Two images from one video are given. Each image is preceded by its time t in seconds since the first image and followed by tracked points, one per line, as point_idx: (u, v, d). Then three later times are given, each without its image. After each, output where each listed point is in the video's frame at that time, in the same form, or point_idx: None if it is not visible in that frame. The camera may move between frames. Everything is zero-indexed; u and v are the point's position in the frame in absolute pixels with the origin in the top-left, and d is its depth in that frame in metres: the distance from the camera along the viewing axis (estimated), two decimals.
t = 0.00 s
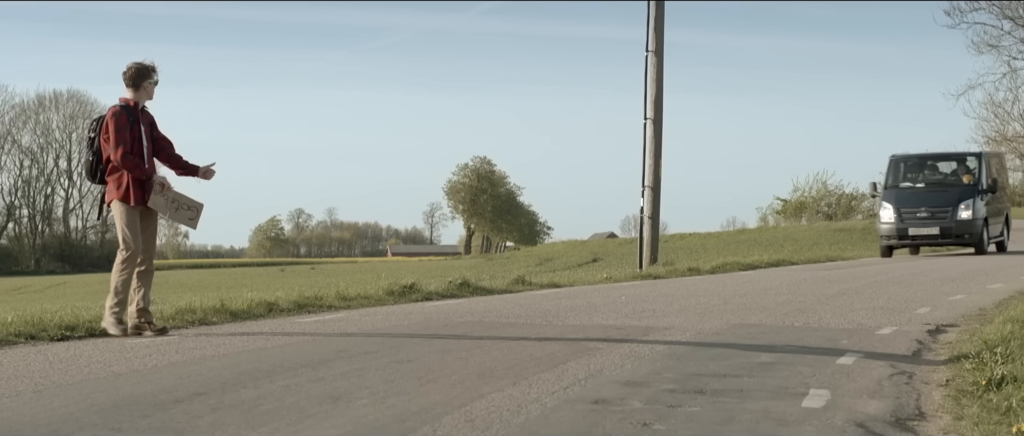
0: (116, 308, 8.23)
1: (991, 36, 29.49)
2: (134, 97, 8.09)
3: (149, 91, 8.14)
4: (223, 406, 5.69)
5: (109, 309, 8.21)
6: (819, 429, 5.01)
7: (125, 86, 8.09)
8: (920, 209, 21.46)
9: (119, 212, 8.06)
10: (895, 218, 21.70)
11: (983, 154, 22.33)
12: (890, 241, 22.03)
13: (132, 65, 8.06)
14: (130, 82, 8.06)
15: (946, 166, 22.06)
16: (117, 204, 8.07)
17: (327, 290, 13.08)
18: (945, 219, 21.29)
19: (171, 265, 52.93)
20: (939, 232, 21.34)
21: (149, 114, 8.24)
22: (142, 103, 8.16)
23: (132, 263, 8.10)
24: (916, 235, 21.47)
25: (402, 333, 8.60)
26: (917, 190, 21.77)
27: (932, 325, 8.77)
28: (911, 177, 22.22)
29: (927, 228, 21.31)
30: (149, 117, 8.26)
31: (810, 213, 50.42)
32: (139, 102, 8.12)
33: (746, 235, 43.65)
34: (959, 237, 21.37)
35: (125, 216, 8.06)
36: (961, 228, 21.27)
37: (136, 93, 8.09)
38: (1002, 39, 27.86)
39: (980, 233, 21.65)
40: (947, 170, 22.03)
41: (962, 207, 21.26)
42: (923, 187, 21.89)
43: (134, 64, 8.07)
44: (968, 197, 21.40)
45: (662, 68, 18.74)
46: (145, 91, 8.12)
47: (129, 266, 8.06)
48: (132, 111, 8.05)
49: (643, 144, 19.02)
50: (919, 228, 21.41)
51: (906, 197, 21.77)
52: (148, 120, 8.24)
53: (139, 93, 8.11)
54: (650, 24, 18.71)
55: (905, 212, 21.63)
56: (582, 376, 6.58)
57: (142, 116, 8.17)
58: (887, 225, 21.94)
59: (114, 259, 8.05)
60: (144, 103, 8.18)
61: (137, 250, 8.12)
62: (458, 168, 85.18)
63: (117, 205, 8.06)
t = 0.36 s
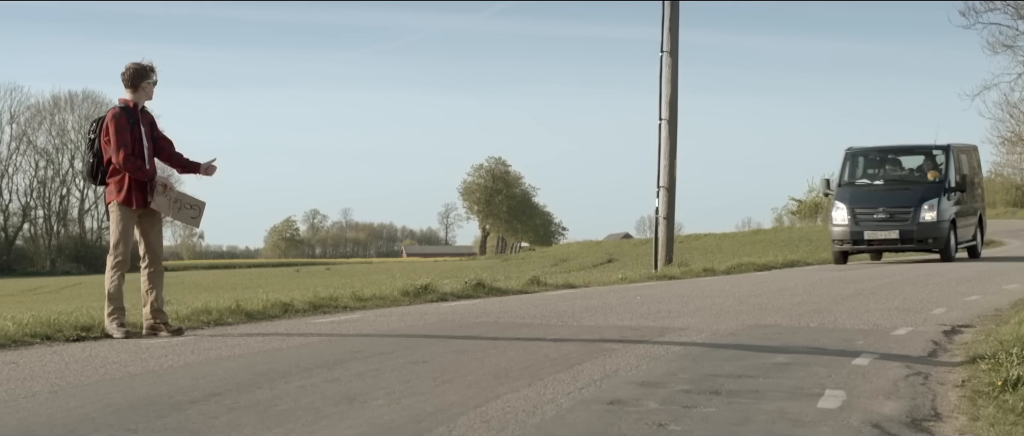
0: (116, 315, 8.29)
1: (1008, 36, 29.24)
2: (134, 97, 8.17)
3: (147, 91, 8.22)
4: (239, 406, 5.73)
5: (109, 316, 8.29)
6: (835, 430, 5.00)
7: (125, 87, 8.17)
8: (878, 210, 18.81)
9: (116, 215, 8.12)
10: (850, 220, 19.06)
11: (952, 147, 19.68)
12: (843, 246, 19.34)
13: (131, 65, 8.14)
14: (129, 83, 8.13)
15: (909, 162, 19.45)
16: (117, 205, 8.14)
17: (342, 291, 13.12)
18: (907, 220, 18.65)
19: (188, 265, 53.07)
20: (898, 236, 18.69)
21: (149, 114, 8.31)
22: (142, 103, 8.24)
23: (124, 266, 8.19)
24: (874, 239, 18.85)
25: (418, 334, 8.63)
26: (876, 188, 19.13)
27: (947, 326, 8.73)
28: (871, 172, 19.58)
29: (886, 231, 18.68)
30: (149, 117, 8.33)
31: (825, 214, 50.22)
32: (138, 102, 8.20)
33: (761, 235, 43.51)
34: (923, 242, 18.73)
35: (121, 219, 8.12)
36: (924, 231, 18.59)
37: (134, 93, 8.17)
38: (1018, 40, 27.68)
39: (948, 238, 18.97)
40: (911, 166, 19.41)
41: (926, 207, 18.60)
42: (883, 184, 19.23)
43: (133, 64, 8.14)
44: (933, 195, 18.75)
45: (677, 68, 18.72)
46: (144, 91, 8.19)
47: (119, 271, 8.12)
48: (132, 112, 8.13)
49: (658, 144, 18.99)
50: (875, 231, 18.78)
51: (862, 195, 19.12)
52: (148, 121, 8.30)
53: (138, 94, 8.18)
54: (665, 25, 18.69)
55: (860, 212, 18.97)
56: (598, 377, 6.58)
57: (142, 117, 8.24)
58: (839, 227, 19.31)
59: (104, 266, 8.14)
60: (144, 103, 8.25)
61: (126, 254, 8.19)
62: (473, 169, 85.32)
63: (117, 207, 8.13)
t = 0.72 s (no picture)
0: (146, 315, 8.43)
1: None
2: (153, 99, 8.27)
3: (167, 92, 8.32)
4: (271, 407, 5.81)
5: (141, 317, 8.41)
6: (866, 431, 4.98)
7: (144, 88, 8.27)
8: (833, 210, 16.14)
9: (137, 218, 8.27)
10: (801, 222, 16.38)
11: (922, 136, 17.05)
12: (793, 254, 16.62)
13: (151, 67, 8.24)
14: (149, 84, 8.24)
15: (873, 155, 16.79)
16: (137, 207, 8.28)
17: (374, 291, 13.22)
18: (867, 223, 15.99)
19: (220, 266, 53.58)
20: (857, 241, 16.03)
21: (168, 115, 8.42)
22: (161, 104, 8.35)
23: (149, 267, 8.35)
24: (828, 244, 16.15)
25: (449, 334, 8.68)
26: (831, 185, 16.48)
27: (980, 326, 8.65)
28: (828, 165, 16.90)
29: (841, 235, 16.03)
30: (169, 118, 8.44)
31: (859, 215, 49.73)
32: (157, 104, 8.29)
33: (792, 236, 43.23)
34: (887, 248, 16.05)
35: (143, 220, 8.27)
36: (887, 236, 15.88)
37: (154, 95, 8.28)
38: None
39: (916, 242, 16.31)
40: (875, 160, 16.75)
41: (889, 206, 15.96)
42: (841, 180, 16.59)
43: (152, 66, 8.24)
44: (898, 193, 16.08)
45: (708, 68, 18.65)
46: (163, 93, 8.30)
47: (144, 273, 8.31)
48: (152, 113, 8.24)
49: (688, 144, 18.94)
50: (829, 235, 16.11)
51: (814, 194, 16.46)
52: (167, 121, 8.41)
53: (158, 95, 8.29)
54: (695, 25, 18.65)
55: (811, 213, 16.31)
56: (629, 378, 6.60)
57: (161, 118, 8.35)
58: (788, 231, 16.58)
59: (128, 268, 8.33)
60: (163, 104, 8.35)
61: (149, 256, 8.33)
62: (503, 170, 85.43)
63: (137, 209, 8.27)
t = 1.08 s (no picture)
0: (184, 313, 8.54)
1: None
2: (196, 100, 8.45)
3: (210, 95, 8.52)
4: (319, 409, 5.91)
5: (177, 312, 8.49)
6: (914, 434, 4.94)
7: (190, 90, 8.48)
8: (784, 212, 13.75)
9: (177, 217, 8.41)
10: (745, 225, 13.94)
11: (891, 125, 14.74)
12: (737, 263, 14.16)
13: (195, 70, 8.48)
14: (194, 87, 8.46)
15: (834, 146, 14.44)
16: (175, 207, 8.39)
17: (421, 293, 13.33)
18: (823, 227, 13.61)
19: (268, 268, 54.28)
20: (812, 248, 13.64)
21: (212, 119, 8.58)
22: (205, 107, 8.53)
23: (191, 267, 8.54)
24: (777, 252, 13.75)
25: (495, 336, 8.75)
26: (782, 181, 14.12)
27: None
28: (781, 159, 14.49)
29: (791, 241, 13.65)
30: (212, 122, 8.61)
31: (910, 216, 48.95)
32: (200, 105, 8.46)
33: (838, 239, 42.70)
34: (846, 256, 13.67)
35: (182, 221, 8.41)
36: (847, 243, 13.52)
37: (198, 97, 8.47)
38: None
39: (881, 249, 13.91)
40: (837, 153, 14.38)
41: (850, 207, 13.59)
42: (794, 175, 14.21)
43: (197, 69, 8.47)
44: (862, 192, 13.72)
45: (755, 70, 18.51)
46: (205, 95, 8.48)
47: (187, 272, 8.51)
48: (194, 115, 8.41)
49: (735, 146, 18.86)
50: (779, 242, 13.72)
51: (762, 192, 14.08)
52: (210, 126, 8.56)
53: (202, 98, 8.48)
54: (742, 26, 18.55)
55: (758, 214, 13.91)
56: (676, 380, 6.61)
57: (205, 121, 8.51)
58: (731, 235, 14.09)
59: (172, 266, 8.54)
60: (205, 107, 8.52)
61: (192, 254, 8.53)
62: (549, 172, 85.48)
63: (174, 209, 8.39)
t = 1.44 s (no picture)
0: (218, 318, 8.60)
1: None
2: (236, 104, 8.58)
3: (250, 97, 8.63)
4: (378, 411, 6.03)
5: (210, 318, 8.54)
6: None
7: (230, 94, 8.61)
8: (721, 215, 10.80)
9: (219, 223, 8.61)
10: (672, 230, 11.02)
11: (858, 107, 11.82)
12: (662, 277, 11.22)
13: (235, 74, 8.59)
14: (234, 91, 8.57)
15: (788, 132, 11.48)
16: (220, 213, 8.61)
17: (479, 296, 13.43)
18: (772, 235, 10.71)
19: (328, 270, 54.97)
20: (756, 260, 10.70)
21: (254, 121, 8.70)
22: (246, 110, 8.65)
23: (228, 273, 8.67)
24: (712, 265, 10.81)
25: (552, 339, 8.81)
26: (720, 175, 11.17)
27: None
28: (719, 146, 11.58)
29: (729, 251, 10.73)
30: (255, 124, 8.73)
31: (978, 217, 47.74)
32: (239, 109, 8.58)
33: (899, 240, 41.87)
34: (799, 271, 10.77)
35: (223, 227, 8.62)
36: (801, 256, 10.60)
37: (238, 101, 8.59)
38: None
39: (843, 261, 11.00)
40: (790, 140, 11.42)
41: (805, 209, 10.67)
42: (735, 168, 11.27)
43: (236, 73, 8.58)
44: (822, 190, 10.82)
45: (813, 72, 18.30)
46: (244, 98, 8.58)
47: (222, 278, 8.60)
48: (234, 119, 8.53)
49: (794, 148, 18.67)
50: (714, 252, 10.77)
51: (695, 189, 11.12)
52: (253, 129, 8.68)
53: (242, 101, 8.59)
54: (801, 29, 18.36)
55: (690, 217, 10.94)
56: (735, 382, 6.60)
57: (246, 124, 8.63)
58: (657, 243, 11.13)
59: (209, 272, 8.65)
60: (245, 109, 8.63)
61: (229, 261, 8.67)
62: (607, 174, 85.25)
63: (219, 215, 8.61)
